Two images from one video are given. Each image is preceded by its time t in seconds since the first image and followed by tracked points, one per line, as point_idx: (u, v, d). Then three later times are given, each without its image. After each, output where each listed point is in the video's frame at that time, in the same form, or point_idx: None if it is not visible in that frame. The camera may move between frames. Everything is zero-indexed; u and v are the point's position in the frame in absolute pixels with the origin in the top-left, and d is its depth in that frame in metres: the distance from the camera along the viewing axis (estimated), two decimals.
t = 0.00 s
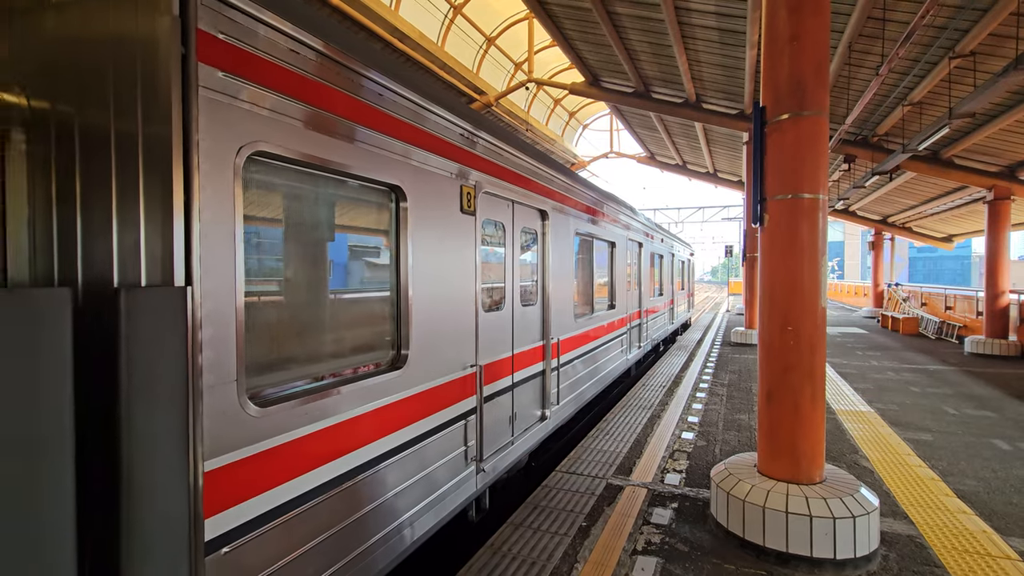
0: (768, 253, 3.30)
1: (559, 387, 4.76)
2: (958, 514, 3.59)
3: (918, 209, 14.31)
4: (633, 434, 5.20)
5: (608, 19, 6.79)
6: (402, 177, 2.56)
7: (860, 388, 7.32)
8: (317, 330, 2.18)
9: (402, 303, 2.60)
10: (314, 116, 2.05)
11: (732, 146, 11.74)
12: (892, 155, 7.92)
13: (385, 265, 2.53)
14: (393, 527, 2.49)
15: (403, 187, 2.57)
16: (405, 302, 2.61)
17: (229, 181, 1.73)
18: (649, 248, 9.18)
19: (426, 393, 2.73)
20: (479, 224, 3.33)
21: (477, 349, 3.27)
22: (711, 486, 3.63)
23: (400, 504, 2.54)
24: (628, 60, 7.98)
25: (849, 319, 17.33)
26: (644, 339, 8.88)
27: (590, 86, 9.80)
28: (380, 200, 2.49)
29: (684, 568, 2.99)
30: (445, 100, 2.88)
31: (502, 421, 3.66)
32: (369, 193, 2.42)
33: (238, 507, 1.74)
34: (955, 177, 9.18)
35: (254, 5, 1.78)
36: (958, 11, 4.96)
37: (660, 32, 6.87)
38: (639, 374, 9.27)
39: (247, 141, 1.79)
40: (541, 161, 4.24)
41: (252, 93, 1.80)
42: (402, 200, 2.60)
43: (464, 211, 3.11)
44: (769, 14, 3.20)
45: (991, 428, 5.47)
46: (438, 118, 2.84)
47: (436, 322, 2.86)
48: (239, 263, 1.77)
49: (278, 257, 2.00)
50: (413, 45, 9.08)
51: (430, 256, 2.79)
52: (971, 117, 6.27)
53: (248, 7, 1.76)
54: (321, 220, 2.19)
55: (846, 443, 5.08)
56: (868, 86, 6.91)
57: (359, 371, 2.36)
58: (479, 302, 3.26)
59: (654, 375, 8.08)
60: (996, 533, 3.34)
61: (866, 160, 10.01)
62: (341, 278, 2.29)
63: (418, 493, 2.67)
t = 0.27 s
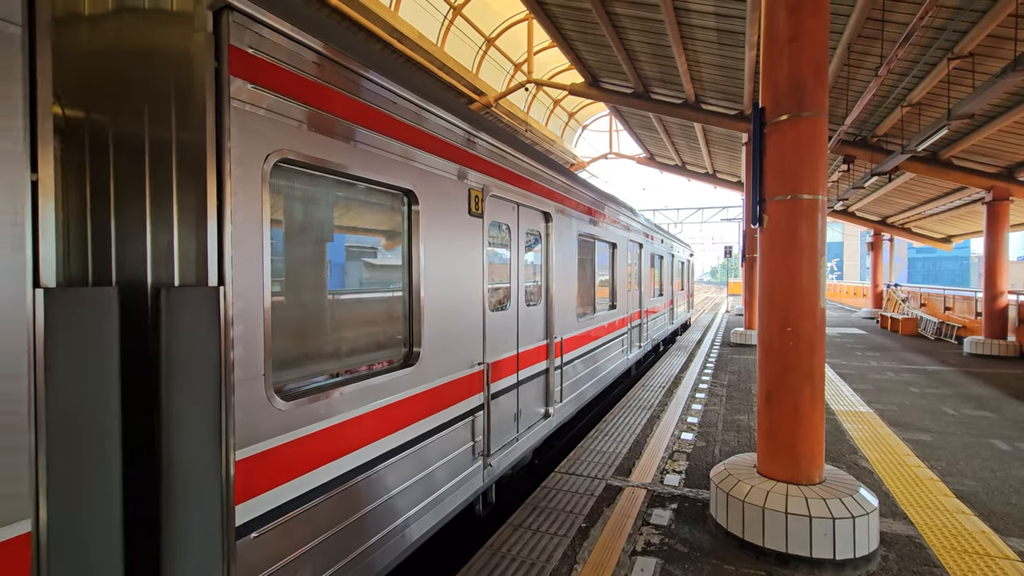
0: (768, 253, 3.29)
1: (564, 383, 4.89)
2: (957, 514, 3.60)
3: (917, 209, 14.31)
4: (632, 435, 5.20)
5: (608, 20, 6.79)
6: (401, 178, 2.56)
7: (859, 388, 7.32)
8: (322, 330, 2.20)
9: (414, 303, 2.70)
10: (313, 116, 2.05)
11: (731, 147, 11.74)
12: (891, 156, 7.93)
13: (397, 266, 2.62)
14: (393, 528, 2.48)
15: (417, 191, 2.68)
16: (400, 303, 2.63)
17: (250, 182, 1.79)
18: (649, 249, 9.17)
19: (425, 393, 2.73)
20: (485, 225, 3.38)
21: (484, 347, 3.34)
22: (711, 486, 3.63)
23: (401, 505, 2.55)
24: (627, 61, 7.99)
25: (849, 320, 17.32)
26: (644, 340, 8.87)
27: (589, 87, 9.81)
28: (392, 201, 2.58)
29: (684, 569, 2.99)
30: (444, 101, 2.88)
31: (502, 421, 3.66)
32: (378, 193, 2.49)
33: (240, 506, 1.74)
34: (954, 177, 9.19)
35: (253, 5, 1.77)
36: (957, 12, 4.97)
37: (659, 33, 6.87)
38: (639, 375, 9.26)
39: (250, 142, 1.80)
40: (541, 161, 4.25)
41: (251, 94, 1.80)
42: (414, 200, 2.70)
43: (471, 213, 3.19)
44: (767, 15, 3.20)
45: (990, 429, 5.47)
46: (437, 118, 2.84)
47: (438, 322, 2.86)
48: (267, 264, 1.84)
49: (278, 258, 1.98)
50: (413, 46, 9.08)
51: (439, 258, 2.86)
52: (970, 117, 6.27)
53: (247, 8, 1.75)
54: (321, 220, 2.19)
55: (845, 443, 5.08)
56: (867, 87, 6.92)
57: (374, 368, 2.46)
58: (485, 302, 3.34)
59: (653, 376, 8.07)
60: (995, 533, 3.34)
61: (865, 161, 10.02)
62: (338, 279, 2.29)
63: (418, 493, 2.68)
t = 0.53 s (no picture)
0: (767, 254, 3.29)
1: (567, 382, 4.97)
2: (956, 515, 3.60)
3: (916, 210, 14.33)
4: (631, 436, 5.20)
5: (607, 21, 6.80)
6: (400, 180, 2.57)
7: (858, 389, 7.33)
8: (342, 331, 2.31)
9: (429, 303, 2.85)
10: (314, 118, 2.05)
11: (730, 148, 11.75)
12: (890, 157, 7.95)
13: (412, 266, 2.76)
14: (392, 530, 2.49)
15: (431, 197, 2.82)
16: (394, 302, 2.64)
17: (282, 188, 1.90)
18: (648, 249, 9.17)
19: (423, 395, 2.73)
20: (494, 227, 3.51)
21: (494, 345, 3.55)
22: (709, 487, 3.63)
23: (400, 506, 2.55)
24: (626, 62, 8.00)
25: (848, 321, 17.33)
26: (643, 340, 8.87)
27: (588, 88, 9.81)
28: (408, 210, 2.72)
29: (682, 569, 3.00)
30: (442, 102, 2.89)
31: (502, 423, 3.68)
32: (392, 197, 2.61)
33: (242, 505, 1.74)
34: (953, 178, 9.21)
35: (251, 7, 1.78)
36: (955, 14, 4.98)
37: (658, 34, 6.87)
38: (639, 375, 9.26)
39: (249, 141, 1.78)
40: (541, 163, 4.27)
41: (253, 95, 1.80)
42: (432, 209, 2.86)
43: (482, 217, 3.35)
44: (766, 16, 3.21)
45: (989, 430, 5.47)
46: (437, 120, 2.85)
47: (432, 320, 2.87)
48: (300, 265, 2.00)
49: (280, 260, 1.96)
50: (412, 47, 9.09)
51: (452, 262, 3.01)
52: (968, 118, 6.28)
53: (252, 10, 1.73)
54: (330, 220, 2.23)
55: (843, 444, 5.09)
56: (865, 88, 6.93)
57: (393, 364, 2.61)
58: (495, 303, 3.50)
59: (652, 377, 8.08)
60: (994, 534, 3.34)
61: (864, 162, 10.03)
62: (335, 280, 2.26)
63: (417, 495, 2.68)
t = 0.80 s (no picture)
0: (765, 254, 3.30)
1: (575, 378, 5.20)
2: (955, 515, 3.60)
3: (915, 211, 14.36)
4: (630, 437, 5.21)
5: (606, 22, 6.80)
6: (398, 181, 2.58)
7: (857, 390, 7.34)
8: (367, 329, 2.47)
9: (449, 301, 3.06)
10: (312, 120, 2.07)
11: (729, 149, 11.77)
12: (888, 157, 7.96)
13: (433, 269, 2.98)
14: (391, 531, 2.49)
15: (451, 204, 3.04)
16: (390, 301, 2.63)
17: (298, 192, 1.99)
18: (647, 250, 9.18)
19: (421, 396, 2.73)
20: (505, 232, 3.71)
21: (506, 342, 3.75)
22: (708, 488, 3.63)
23: (399, 508, 2.55)
24: (625, 63, 8.01)
25: (846, 321, 17.35)
26: (643, 341, 8.87)
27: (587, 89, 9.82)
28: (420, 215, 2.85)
29: (681, 570, 3.00)
30: (441, 102, 2.88)
31: (502, 423, 3.70)
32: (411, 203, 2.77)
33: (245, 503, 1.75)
34: (951, 179, 9.22)
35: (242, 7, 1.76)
36: (953, 15, 4.99)
37: (656, 35, 6.88)
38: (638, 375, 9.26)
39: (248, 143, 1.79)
40: (540, 163, 4.28)
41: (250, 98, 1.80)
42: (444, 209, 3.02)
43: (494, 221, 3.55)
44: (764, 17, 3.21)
45: (987, 430, 5.48)
46: (436, 121, 2.86)
47: (426, 320, 2.90)
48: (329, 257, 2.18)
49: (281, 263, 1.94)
50: (411, 48, 9.10)
51: (468, 263, 3.24)
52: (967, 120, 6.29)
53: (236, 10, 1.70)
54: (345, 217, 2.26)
55: (843, 445, 5.10)
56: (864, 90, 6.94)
57: (415, 359, 2.79)
58: (507, 302, 3.72)
59: (651, 377, 8.08)
60: (993, 534, 3.34)
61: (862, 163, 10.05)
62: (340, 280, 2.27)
63: (415, 496, 2.68)
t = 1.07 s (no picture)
0: (764, 255, 3.30)
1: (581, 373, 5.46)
2: (953, 516, 3.60)
3: (913, 212, 14.38)
4: (630, 437, 5.22)
5: (605, 23, 6.81)
6: (397, 181, 2.57)
7: (856, 390, 7.35)
8: (402, 325, 2.70)
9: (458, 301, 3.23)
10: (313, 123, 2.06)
11: (728, 150, 11.79)
12: (887, 159, 7.98)
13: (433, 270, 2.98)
14: (391, 532, 2.49)
15: (473, 211, 3.31)
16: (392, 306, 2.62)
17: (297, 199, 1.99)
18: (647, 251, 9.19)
19: (420, 397, 2.72)
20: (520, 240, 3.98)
21: (520, 340, 4.00)
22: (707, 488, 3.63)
23: (397, 510, 2.54)
24: (624, 64, 8.02)
25: (845, 322, 17.36)
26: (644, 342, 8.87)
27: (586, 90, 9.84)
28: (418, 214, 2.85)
29: (680, 571, 3.00)
30: (440, 104, 2.89)
31: (501, 425, 3.69)
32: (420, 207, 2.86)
33: (247, 502, 1.76)
34: (950, 180, 9.24)
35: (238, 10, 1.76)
36: (951, 16, 5.00)
37: (656, 36, 6.89)
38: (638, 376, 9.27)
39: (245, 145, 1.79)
40: (537, 164, 4.25)
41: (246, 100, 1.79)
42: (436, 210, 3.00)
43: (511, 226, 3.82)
44: (763, 18, 3.21)
45: (986, 430, 5.48)
46: (435, 123, 2.86)
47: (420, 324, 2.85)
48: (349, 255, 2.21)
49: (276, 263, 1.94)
50: (411, 49, 9.10)
51: (490, 262, 3.54)
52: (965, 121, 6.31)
53: (222, 10, 1.70)
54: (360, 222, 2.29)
55: (842, 445, 5.10)
56: (862, 90, 6.95)
57: (441, 353, 3.03)
58: (520, 301, 3.98)
59: (651, 378, 8.09)
60: (991, 535, 3.35)
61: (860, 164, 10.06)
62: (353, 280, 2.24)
63: (414, 499, 2.67)
